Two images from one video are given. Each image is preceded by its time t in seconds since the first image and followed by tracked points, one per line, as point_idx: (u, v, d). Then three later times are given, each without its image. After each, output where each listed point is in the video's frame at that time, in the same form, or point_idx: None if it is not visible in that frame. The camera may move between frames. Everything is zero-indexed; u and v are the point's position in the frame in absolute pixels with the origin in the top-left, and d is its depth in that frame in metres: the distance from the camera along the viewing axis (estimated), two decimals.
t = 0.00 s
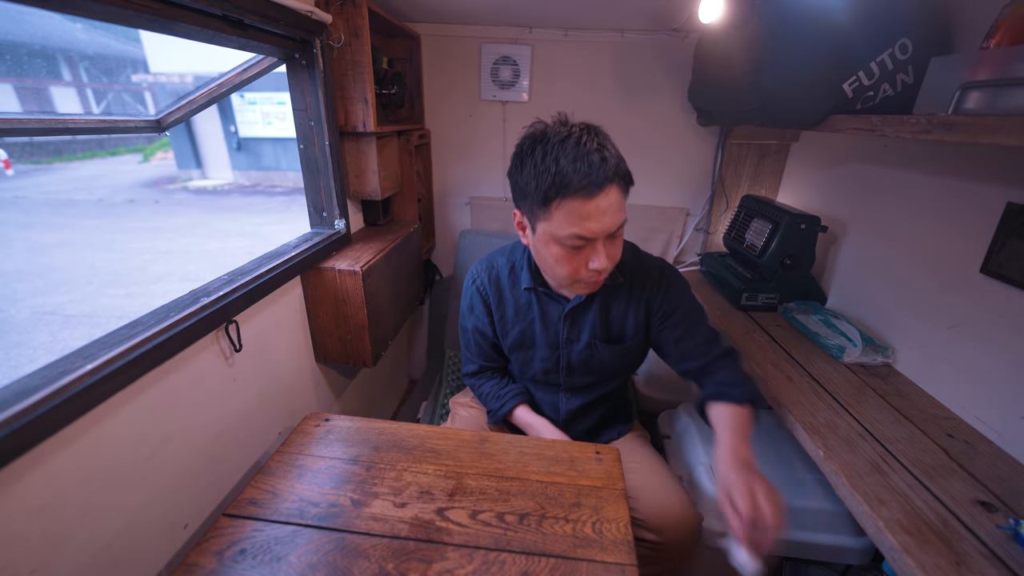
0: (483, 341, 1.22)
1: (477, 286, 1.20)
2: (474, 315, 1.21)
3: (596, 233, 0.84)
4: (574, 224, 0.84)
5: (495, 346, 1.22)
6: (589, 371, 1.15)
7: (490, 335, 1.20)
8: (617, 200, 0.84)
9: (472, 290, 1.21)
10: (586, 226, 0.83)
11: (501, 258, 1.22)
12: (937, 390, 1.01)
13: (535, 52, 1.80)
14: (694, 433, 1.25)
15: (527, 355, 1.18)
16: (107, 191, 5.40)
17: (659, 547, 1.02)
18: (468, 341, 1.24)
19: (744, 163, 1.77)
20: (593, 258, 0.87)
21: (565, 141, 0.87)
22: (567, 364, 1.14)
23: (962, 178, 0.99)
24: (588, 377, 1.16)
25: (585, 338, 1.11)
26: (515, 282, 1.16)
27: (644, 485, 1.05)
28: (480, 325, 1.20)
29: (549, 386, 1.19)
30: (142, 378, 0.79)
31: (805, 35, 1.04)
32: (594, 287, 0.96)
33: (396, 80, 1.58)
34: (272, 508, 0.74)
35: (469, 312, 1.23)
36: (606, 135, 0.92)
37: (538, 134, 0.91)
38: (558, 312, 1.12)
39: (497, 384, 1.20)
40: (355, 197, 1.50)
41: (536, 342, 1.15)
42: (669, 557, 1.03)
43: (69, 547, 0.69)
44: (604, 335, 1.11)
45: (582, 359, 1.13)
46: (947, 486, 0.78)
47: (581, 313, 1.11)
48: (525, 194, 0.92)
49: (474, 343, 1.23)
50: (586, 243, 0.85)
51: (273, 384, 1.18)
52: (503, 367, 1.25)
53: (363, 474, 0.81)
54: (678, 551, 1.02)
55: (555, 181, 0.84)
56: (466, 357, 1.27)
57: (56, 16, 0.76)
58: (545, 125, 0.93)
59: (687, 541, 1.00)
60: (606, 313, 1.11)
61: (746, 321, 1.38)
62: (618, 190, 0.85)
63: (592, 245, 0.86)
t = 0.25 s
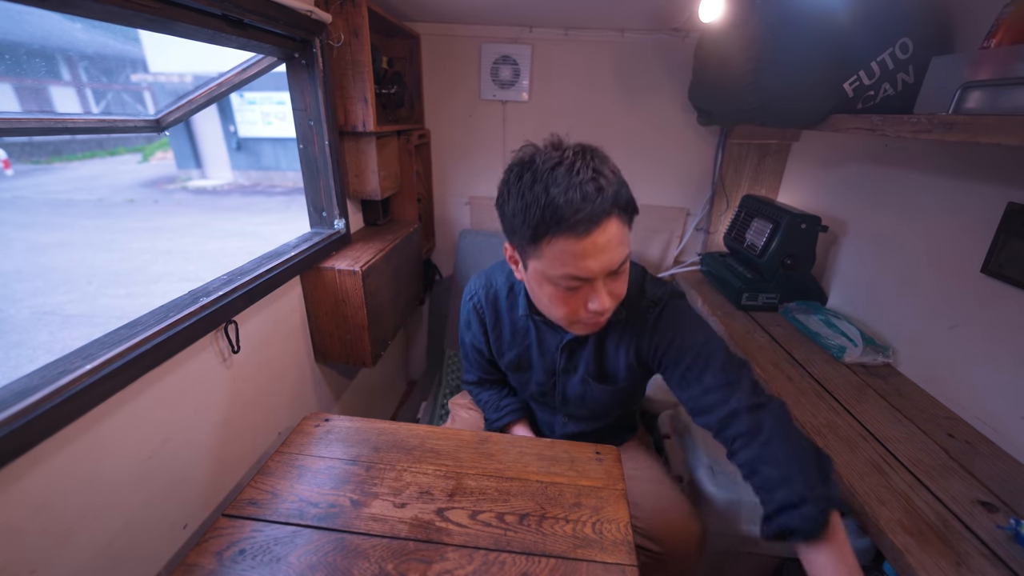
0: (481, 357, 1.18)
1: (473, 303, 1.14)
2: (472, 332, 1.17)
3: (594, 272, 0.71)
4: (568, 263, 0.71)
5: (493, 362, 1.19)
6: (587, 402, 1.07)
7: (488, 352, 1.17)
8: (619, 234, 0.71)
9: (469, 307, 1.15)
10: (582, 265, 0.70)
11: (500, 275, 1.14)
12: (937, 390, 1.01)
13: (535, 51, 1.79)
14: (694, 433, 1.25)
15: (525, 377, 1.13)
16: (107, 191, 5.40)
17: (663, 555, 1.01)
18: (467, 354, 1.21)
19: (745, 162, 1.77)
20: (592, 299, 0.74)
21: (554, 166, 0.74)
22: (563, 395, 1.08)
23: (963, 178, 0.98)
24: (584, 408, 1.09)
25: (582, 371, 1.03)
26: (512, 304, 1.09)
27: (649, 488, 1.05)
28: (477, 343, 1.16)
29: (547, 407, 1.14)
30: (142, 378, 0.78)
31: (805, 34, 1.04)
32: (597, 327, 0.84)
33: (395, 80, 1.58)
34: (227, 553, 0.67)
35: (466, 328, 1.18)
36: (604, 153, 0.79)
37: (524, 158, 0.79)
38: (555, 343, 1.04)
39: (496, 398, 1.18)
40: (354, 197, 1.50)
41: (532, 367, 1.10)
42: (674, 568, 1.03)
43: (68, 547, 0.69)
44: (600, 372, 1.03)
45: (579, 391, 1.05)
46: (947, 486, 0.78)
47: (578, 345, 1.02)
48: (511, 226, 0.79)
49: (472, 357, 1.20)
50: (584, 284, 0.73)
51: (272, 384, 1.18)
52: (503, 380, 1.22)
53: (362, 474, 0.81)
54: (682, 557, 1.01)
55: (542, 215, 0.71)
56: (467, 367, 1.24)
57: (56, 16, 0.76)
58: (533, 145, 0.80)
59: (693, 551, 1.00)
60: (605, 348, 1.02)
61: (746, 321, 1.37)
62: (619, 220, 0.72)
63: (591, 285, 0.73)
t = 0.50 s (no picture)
0: (476, 368, 1.18)
1: (466, 318, 1.12)
2: (465, 345, 1.15)
3: (589, 306, 0.70)
4: (562, 299, 0.70)
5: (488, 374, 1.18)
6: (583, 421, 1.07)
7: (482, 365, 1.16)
8: (613, 265, 0.71)
9: (463, 322, 1.13)
10: (578, 301, 0.70)
11: (493, 290, 1.12)
12: (937, 390, 1.01)
13: (535, 51, 1.79)
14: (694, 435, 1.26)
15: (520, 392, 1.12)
16: (106, 191, 5.39)
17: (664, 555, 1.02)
18: (462, 364, 1.21)
19: (745, 162, 1.77)
20: (587, 332, 0.74)
21: (543, 198, 0.72)
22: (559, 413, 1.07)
23: (964, 178, 0.98)
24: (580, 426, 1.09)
25: (578, 394, 1.02)
26: (506, 323, 1.07)
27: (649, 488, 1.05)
28: (471, 356, 1.15)
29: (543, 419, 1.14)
30: (141, 378, 0.78)
31: (805, 34, 1.04)
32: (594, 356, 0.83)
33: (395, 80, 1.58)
34: None
35: (460, 341, 1.17)
36: (594, 180, 0.78)
37: (511, 188, 0.77)
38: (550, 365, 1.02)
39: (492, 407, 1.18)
40: (354, 197, 1.50)
41: (527, 384, 1.09)
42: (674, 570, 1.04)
43: (68, 548, 0.69)
44: (596, 397, 1.01)
45: (575, 412, 1.04)
46: (948, 486, 0.78)
47: (573, 368, 1.00)
48: (502, 259, 0.78)
49: (467, 368, 1.20)
50: (579, 318, 0.72)
51: (272, 384, 1.18)
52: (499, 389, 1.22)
53: (362, 475, 0.81)
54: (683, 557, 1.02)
55: (534, 251, 0.70)
56: (462, 376, 1.24)
57: (56, 16, 0.76)
58: (520, 174, 0.78)
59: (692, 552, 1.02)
60: (600, 374, 0.99)
61: (746, 321, 1.37)
62: (613, 252, 0.71)
63: (585, 318, 0.72)
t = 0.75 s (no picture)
0: (472, 369, 1.18)
1: (462, 320, 1.12)
2: (462, 347, 1.15)
3: (587, 302, 0.70)
4: (562, 297, 0.70)
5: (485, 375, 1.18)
6: (579, 423, 1.07)
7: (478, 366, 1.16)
8: (607, 260, 0.71)
9: (458, 324, 1.13)
10: (577, 298, 0.70)
11: (489, 293, 1.11)
12: (937, 390, 1.01)
13: (535, 51, 1.79)
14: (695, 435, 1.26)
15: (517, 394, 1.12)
16: (106, 191, 5.39)
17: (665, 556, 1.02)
18: (459, 365, 1.21)
19: (745, 162, 1.77)
20: (588, 329, 0.74)
21: (532, 198, 0.72)
22: (555, 414, 1.07)
23: (964, 178, 0.98)
24: (576, 427, 1.08)
25: (573, 396, 1.01)
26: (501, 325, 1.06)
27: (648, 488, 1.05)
28: (468, 358, 1.15)
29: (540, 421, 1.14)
30: (141, 378, 0.78)
31: (805, 34, 1.04)
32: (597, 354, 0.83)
33: (395, 80, 1.58)
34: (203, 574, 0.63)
35: (457, 343, 1.17)
36: (580, 177, 0.78)
37: (500, 193, 0.77)
38: (545, 367, 1.02)
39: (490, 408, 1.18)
40: (354, 197, 1.50)
41: (523, 386, 1.09)
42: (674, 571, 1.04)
43: (67, 548, 0.69)
44: (591, 399, 1.01)
45: (571, 415, 1.04)
46: (948, 486, 0.78)
47: (569, 370, 1.00)
48: (497, 265, 0.77)
49: (464, 369, 1.20)
50: (578, 316, 0.72)
51: (272, 384, 1.18)
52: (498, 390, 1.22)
53: (362, 475, 0.80)
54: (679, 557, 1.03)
55: (529, 252, 0.69)
56: (460, 376, 1.24)
57: (57, 16, 0.76)
58: (508, 177, 0.78)
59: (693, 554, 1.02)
60: (595, 375, 0.99)
61: (746, 321, 1.37)
62: (606, 246, 0.71)
63: (585, 316, 0.72)
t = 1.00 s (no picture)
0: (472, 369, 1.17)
1: (461, 317, 1.12)
2: (461, 345, 1.15)
3: (620, 245, 0.75)
4: (600, 245, 0.73)
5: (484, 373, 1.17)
6: (582, 410, 1.06)
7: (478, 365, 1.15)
8: (620, 204, 0.77)
9: (457, 322, 1.12)
10: (612, 241, 0.74)
11: (487, 289, 1.11)
12: (937, 390, 1.01)
13: (535, 51, 1.79)
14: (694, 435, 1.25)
15: (518, 388, 1.11)
16: (106, 191, 5.39)
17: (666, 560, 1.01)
18: (458, 365, 1.20)
19: (745, 163, 1.77)
20: (626, 275, 0.78)
21: (541, 170, 0.75)
22: (559, 403, 1.06)
23: (964, 178, 0.98)
24: (580, 416, 1.08)
25: (578, 381, 1.01)
26: (502, 319, 1.06)
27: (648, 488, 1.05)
28: (467, 356, 1.15)
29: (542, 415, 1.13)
30: (141, 378, 0.78)
31: (805, 34, 1.04)
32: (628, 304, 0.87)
33: (395, 80, 1.58)
34: None
35: (456, 342, 1.16)
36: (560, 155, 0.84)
37: (502, 181, 0.79)
38: (550, 354, 1.02)
39: (490, 407, 1.18)
40: (354, 197, 1.50)
41: (525, 378, 1.08)
42: (675, 574, 1.03)
43: (68, 548, 0.69)
44: (596, 382, 1.01)
45: (575, 401, 1.04)
46: (948, 486, 0.78)
47: (573, 355, 1.00)
48: (522, 246, 0.77)
49: (464, 368, 1.19)
50: (615, 262, 0.76)
51: (272, 383, 1.18)
52: (497, 389, 1.21)
53: (362, 475, 0.80)
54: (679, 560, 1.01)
55: (560, 211, 0.72)
56: (458, 377, 1.23)
57: (57, 16, 0.76)
58: (502, 166, 0.81)
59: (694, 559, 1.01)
60: (599, 357, 0.99)
61: (746, 321, 1.37)
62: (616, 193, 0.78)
63: (619, 261, 0.77)
